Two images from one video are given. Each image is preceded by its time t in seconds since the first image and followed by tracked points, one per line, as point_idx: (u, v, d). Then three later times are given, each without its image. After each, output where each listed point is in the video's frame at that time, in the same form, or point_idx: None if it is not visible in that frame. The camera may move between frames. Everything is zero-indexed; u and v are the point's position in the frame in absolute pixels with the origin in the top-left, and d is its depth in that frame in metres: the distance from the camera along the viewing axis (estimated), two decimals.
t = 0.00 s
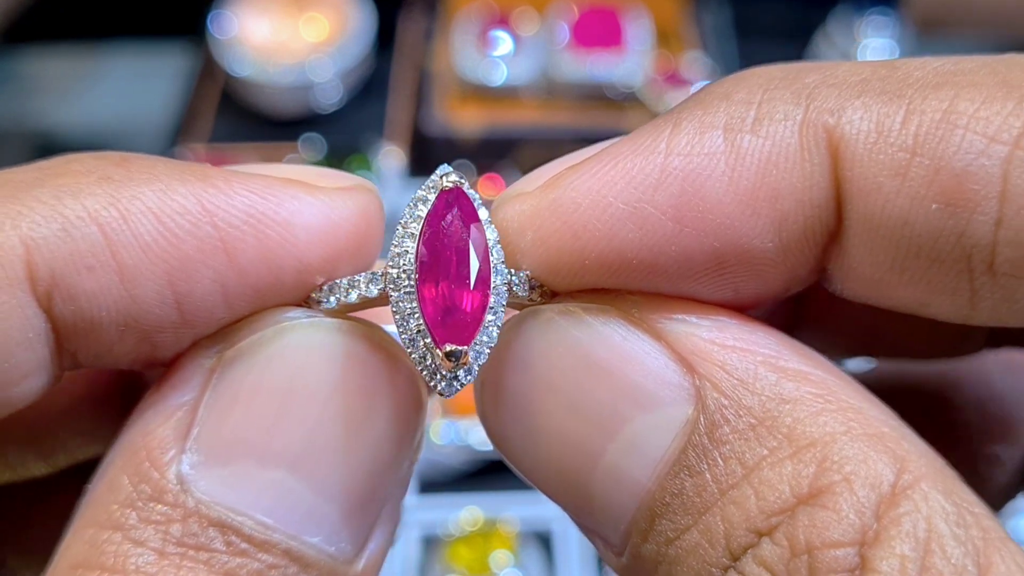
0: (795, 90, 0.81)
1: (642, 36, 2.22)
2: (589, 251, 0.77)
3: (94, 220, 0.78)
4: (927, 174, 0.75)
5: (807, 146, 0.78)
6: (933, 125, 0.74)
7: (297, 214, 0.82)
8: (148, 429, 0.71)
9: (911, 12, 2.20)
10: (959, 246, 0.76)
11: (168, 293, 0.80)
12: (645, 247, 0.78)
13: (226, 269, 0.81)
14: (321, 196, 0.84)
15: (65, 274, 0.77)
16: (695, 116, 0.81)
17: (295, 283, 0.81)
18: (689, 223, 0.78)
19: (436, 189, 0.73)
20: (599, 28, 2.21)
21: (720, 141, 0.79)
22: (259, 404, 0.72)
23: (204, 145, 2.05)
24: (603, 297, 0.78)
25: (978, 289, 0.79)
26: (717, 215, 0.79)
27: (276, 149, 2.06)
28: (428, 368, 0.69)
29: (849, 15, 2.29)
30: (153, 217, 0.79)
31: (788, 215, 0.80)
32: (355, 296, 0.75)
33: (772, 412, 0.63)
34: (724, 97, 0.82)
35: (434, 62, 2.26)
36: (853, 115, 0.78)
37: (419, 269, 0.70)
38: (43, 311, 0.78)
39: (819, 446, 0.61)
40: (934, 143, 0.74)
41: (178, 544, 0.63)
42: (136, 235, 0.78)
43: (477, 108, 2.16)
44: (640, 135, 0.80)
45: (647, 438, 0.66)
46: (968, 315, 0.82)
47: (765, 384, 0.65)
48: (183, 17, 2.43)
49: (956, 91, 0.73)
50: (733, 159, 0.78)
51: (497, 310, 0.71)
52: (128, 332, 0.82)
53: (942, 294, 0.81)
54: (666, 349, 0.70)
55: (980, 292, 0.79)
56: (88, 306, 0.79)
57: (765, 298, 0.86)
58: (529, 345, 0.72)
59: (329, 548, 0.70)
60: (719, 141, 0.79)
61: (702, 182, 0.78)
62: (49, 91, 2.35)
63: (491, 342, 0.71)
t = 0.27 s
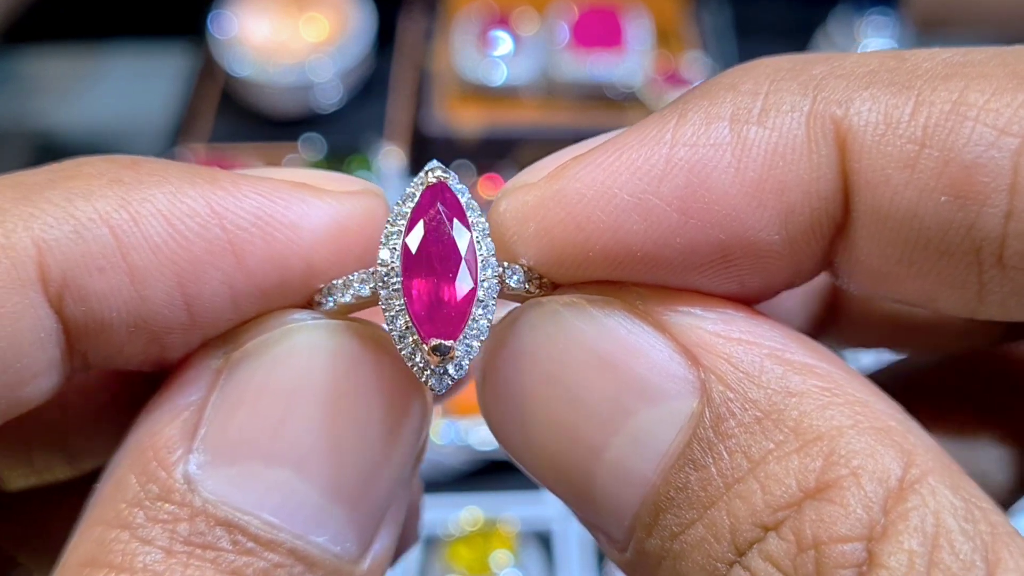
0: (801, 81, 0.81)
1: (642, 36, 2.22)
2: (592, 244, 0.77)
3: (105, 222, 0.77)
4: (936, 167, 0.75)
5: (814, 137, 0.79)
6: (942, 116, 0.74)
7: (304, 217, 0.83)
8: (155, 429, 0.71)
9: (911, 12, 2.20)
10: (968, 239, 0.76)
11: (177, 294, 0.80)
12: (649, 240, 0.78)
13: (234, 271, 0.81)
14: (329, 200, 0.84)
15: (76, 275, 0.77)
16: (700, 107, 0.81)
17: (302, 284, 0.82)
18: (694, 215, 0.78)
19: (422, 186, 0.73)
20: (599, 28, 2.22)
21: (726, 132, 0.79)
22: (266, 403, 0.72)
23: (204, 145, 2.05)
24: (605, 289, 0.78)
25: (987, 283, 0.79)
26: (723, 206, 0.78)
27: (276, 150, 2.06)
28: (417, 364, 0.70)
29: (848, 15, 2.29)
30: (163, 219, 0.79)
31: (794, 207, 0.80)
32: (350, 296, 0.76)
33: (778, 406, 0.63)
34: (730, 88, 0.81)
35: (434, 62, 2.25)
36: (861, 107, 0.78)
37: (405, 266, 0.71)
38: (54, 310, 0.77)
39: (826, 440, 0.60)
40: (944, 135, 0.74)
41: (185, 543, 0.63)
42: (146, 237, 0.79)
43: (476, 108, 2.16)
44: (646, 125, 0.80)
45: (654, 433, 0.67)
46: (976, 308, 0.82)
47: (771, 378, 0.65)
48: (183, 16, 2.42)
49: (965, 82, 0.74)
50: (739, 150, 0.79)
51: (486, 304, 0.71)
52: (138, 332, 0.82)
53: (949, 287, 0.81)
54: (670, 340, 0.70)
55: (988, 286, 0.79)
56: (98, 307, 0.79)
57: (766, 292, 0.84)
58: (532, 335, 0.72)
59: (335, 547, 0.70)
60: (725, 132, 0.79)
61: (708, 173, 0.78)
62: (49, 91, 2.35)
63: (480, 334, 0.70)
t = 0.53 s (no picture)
0: (807, 72, 0.81)
1: (642, 36, 2.22)
2: (594, 238, 0.77)
3: (116, 222, 0.78)
4: (945, 160, 0.75)
5: (820, 130, 0.79)
6: (951, 109, 0.74)
7: (312, 217, 0.82)
8: (160, 429, 0.71)
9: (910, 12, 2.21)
10: (977, 234, 0.77)
11: (187, 293, 0.81)
12: (651, 234, 0.78)
13: (243, 270, 0.81)
14: (337, 200, 0.84)
15: (88, 275, 0.77)
16: (704, 98, 0.81)
17: (311, 282, 0.83)
18: (697, 208, 0.78)
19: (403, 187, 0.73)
20: (599, 28, 2.22)
21: (730, 124, 0.79)
22: (270, 403, 0.72)
23: (204, 145, 2.05)
24: (605, 284, 0.79)
25: (995, 279, 0.79)
26: (726, 200, 0.78)
27: (276, 150, 2.05)
28: (399, 365, 0.70)
29: (849, 15, 2.29)
30: (174, 219, 0.79)
31: (799, 201, 0.80)
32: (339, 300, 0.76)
33: (782, 403, 0.63)
34: (733, 79, 0.81)
35: (434, 62, 2.26)
36: (868, 100, 0.78)
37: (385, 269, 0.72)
38: (67, 310, 0.77)
39: (831, 438, 0.60)
40: (953, 129, 0.74)
41: (190, 543, 0.63)
42: (158, 237, 0.79)
43: (476, 107, 2.16)
44: (649, 118, 0.80)
45: (657, 430, 0.67)
46: (983, 305, 0.82)
47: (776, 374, 0.65)
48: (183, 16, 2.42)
49: (974, 75, 0.74)
50: (744, 143, 0.79)
51: (468, 303, 0.70)
52: (148, 333, 0.82)
53: (956, 283, 0.81)
54: (672, 336, 0.69)
55: (997, 282, 0.79)
56: (110, 307, 0.79)
57: (773, 286, 0.84)
58: (532, 331, 0.72)
59: (338, 548, 0.70)
60: (729, 124, 0.79)
61: (712, 167, 0.78)
62: (48, 92, 2.35)
63: (461, 334, 0.69)
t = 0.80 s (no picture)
0: (807, 70, 0.82)
1: (642, 37, 2.23)
2: (590, 237, 0.77)
3: (122, 221, 0.78)
4: (947, 159, 0.76)
5: (820, 128, 0.79)
6: (952, 107, 0.75)
7: (315, 216, 0.84)
8: (164, 427, 0.71)
9: (909, 13, 2.21)
10: (980, 233, 0.77)
11: (192, 291, 0.81)
12: (649, 234, 0.78)
13: (246, 269, 0.82)
14: (341, 200, 0.86)
15: (94, 274, 0.77)
16: (703, 96, 0.81)
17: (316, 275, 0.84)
18: (695, 208, 0.79)
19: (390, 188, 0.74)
20: (599, 28, 2.23)
21: (728, 123, 0.80)
22: (270, 403, 0.73)
23: (205, 145, 2.05)
24: (604, 284, 0.79)
25: (998, 279, 0.80)
26: (725, 200, 0.79)
27: (276, 150, 2.06)
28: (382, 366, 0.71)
29: (848, 16, 2.30)
30: (179, 218, 0.80)
31: (800, 200, 0.81)
32: (331, 299, 0.77)
33: (782, 403, 0.64)
34: (732, 77, 0.82)
35: (434, 62, 2.26)
36: (869, 97, 0.79)
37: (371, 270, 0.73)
38: (73, 308, 0.77)
39: (832, 438, 0.61)
40: (955, 126, 0.75)
41: (193, 540, 0.64)
42: (163, 236, 0.79)
43: (476, 108, 2.17)
44: (645, 118, 0.81)
45: (654, 430, 0.67)
46: (986, 304, 0.83)
47: (775, 374, 0.65)
48: (183, 16, 2.43)
49: (976, 72, 0.75)
50: (743, 143, 0.79)
51: (450, 304, 0.69)
52: (152, 330, 0.83)
53: (959, 282, 0.82)
54: (671, 336, 0.70)
55: (1000, 281, 0.80)
56: (116, 305, 0.79)
57: (772, 285, 0.85)
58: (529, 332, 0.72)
59: (340, 546, 0.71)
60: (728, 123, 0.80)
61: (710, 166, 0.79)
62: (49, 92, 2.35)
63: (442, 334, 0.68)
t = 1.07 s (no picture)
0: (812, 70, 0.82)
1: (642, 37, 2.23)
2: (598, 238, 0.77)
3: (121, 225, 0.78)
4: (952, 159, 0.76)
5: (825, 129, 0.79)
6: (957, 107, 0.75)
7: (317, 218, 0.84)
8: (164, 426, 0.71)
9: (909, 13, 2.21)
10: (985, 234, 0.77)
11: (194, 294, 0.81)
12: (656, 235, 0.78)
13: (248, 271, 0.82)
14: (341, 201, 0.86)
15: (94, 278, 0.77)
16: (708, 98, 0.81)
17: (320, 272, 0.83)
18: (702, 209, 0.79)
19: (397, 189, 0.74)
20: (599, 28, 2.23)
21: (735, 124, 0.80)
22: (274, 402, 0.73)
23: (204, 145, 2.05)
24: (609, 286, 0.78)
25: (1004, 278, 0.80)
26: (732, 201, 0.79)
27: (276, 150, 2.06)
28: (389, 366, 0.70)
29: (848, 16, 2.30)
30: (179, 221, 0.80)
31: (806, 201, 0.81)
32: (337, 298, 0.77)
33: (791, 404, 0.64)
34: (738, 78, 0.82)
35: (434, 61, 2.26)
36: (874, 98, 0.79)
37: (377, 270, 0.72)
38: (72, 313, 0.77)
39: (840, 439, 0.61)
40: (960, 126, 0.75)
41: (192, 540, 0.64)
42: (163, 241, 0.79)
43: (476, 108, 2.17)
44: (652, 119, 0.81)
45: (660, 432, 0.67)
46: (992, 304, 0.83)
47: (783, 375, 0.65)
48: (183, 16, 2.43)
49: (982, 72, 0.75)
50: (749, 144, 0.79)
51: (459, 305, 0.70)
52: (153, 333, 0.82)
53: (965, 282, 0.82)
54: (678, 339, 0.70)
55: (1005, 281, 0.80)
56: (116, 308, 0.79)
57: (778, 286, 0.85)
58: (537, 334, 0.72)
59: (339, 546, 0.71)
60: (734, 124, 0.80)
61: (717, 167, 0.79)
62: (48, 92, 2.35)
63: (451, 336, 0.69)
